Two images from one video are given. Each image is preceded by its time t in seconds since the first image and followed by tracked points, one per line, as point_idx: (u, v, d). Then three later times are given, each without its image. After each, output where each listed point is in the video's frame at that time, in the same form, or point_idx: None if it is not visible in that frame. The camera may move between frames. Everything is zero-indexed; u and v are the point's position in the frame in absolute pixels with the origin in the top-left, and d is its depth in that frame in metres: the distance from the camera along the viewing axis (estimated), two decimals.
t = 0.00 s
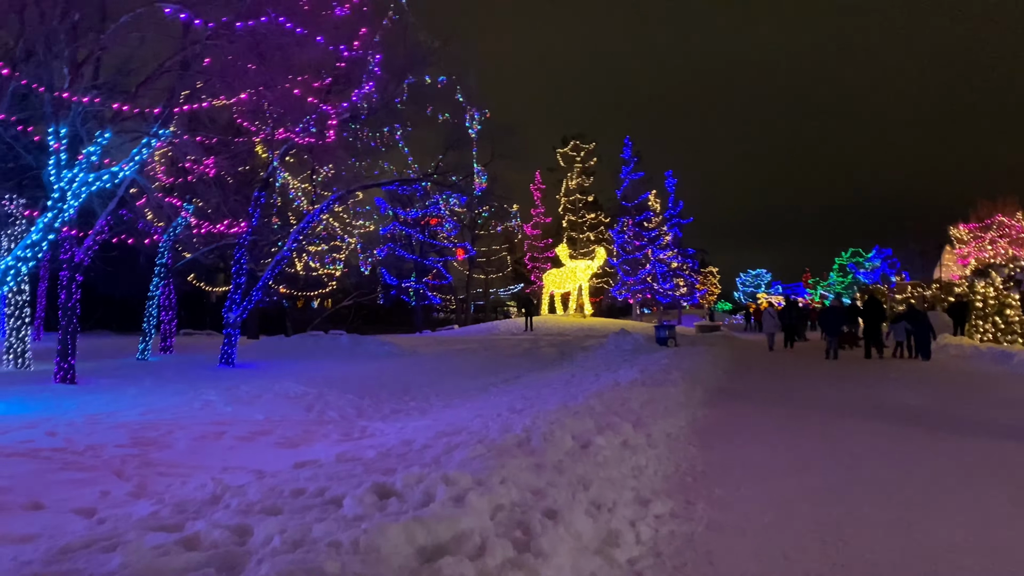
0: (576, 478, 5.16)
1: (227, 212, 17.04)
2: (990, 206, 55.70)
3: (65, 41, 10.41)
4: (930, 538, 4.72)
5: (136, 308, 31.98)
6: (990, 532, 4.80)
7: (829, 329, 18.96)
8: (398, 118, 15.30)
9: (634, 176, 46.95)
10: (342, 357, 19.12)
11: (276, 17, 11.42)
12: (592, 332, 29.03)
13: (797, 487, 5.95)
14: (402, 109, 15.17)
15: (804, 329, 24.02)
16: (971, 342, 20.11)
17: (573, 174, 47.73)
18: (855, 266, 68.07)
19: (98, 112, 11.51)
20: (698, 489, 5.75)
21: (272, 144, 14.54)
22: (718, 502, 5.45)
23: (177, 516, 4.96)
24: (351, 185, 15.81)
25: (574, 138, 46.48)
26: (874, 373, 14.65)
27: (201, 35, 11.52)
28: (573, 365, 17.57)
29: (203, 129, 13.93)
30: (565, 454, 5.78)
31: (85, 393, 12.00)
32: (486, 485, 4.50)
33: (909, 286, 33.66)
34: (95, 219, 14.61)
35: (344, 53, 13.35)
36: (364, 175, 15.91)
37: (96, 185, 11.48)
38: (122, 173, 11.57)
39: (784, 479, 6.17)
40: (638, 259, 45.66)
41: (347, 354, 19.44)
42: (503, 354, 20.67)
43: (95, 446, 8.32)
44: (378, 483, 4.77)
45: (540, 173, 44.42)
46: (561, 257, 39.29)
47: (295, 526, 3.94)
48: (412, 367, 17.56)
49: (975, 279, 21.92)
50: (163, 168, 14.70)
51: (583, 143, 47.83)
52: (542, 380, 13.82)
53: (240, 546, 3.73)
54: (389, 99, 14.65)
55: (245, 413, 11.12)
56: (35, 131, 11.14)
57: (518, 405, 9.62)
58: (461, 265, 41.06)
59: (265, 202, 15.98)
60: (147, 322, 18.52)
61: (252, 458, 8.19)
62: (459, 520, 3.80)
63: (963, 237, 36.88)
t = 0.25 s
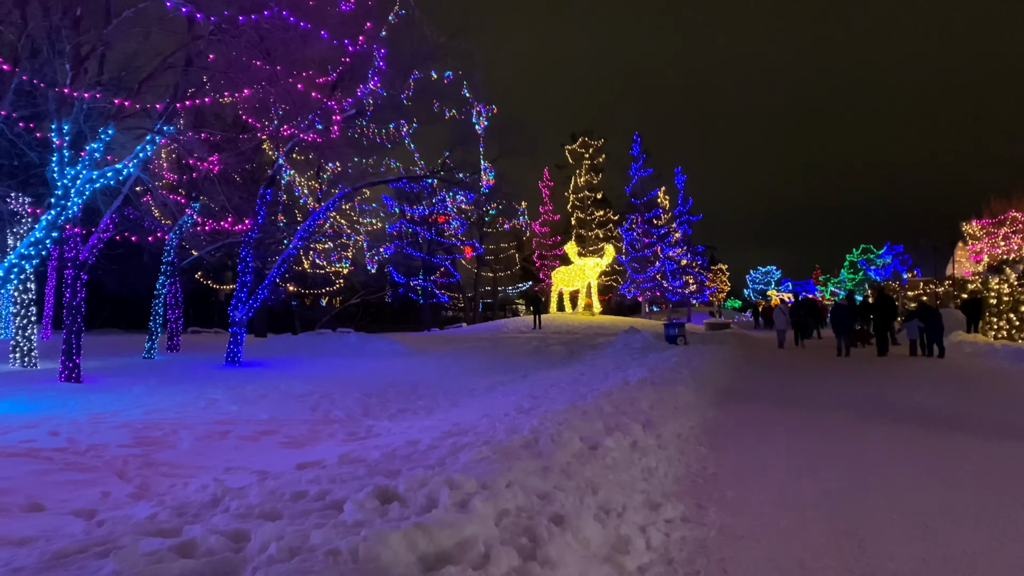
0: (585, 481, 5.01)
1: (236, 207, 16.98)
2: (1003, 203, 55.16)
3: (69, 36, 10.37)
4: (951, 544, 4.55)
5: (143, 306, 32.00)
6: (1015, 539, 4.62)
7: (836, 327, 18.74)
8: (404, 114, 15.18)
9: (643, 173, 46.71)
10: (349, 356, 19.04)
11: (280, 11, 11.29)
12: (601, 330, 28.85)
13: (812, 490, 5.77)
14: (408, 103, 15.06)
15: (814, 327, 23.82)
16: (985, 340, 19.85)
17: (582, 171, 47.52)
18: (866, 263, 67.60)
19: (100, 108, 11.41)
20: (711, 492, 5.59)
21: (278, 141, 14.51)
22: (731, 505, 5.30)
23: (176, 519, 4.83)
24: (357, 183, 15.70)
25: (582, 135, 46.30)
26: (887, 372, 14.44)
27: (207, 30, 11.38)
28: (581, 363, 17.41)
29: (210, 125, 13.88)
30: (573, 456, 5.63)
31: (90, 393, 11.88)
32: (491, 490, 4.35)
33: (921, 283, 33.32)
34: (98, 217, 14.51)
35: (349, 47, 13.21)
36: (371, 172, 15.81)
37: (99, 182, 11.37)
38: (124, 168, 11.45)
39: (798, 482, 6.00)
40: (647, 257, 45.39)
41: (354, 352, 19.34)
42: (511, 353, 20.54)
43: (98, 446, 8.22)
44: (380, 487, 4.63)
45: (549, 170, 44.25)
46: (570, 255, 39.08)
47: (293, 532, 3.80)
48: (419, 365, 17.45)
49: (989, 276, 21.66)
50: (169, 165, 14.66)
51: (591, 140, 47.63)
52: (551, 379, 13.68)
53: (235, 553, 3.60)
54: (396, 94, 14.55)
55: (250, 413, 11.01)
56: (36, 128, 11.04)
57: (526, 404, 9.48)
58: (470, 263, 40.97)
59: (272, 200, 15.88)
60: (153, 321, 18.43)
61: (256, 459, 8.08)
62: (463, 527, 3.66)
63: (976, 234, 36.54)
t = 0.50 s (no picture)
0: (596, 482, 4.89)
1: (249, 206, 17.00)
2: None
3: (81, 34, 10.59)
4: (977, 548, 4.38)
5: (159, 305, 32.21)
6: None
7: (852, 322, 18.46)
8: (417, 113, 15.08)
9: (657, 170, 46.40)
10: (363, 353, 19.02)
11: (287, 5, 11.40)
12: (616, 328, 28.66)
13: (831, 491, 5.61)
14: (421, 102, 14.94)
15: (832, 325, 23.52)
16: (1008, 337, 19.49)
17: (596, 168, 47.28)
18: (884, 260, 66.82)
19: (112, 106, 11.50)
20: (726, 493, 5.44)
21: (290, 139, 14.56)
22: (747, 507, 5.15)
23: (180, 520, 4.77)
24: (370, 181, 15.65)
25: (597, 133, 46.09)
26: (907, 370, 14.17)
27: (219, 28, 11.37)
28: (595, 361, 17.27)
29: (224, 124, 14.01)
30: (585, 456, 5.51)
31: (104, 390, 11.89)
32: (499, 491, 4.24)
33: (941, 280, 32.83)
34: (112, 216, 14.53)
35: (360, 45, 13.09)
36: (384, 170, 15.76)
37: (113, 181, 11.25)
38: (138, 168, 11.30)
39: (817, 483, 5.84)
40: (662, 254, 45.25)
41: (368, 350, 19.31)
42: (524, 350, 20.42)
43: (109, 443, 8.21)
44: (386, 487, 4.53)
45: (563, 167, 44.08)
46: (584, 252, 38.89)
47: (295, 534, 3.71)
48: (432, 363, 17.39)
49: (1012, 272, 21.26)
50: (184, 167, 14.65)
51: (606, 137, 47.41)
52: (565, 377, 13.56)
53: (236, 556, 3.51)
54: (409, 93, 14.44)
55: (263, 411, 10.98)
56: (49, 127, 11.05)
57: (539, 402, 9.36)
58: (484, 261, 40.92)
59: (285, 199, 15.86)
60: (168, 319, 18.49)
61: (266, 457, 8.03)
62: (468, 530, 3.55)
63: (997, 230, 35.96)
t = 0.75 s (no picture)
0: (609, 491, 4.72)
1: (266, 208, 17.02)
2: None
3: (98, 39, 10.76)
4: (1011, 562, 4.16)
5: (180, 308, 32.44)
6: None
7: (874, 326, 18.12)
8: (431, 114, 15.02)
9: (677, 171, 46.02)
10: (380, 356, 18.97)
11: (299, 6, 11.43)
12: (634, 330, 28.42)
13: (856, 501, 5.39)
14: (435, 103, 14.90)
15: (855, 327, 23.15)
16: None
17: (614, 170, 47.00)
18: (908, 262, 65.86)
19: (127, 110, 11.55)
20: (746, 502, 5.25)
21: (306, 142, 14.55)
22: (768, 517, 4.95)
23: (184, 529, 4.66)
24: (385, 183, 15.60)
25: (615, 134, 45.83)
26: (933, 373, 13.83)
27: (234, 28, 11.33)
28: (613, 364, 17.07)
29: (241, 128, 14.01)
30: (599, 464, 5.34)
31: (120, 394, 11.91)
32: (508, 501, 4.09)
33: (967, 281, 32.23)
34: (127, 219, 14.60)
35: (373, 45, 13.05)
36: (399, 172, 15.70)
37: (126, 184, 11.30)
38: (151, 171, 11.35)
39: (840, 492, 5.62)
40: (683, 257, 45.08)
41: (384, 353, 19.25)
42: (542, 353, 20.26)
43: (120, 448, 8.16)
44: (392, 496, 4.39)
45: (581, 169, 43.87)
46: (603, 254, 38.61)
47: (295, 546, 3.59)
48: (448, 366, 17.29)
49: None
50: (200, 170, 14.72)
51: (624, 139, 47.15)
52: (581, 381, 13.38)
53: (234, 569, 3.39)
54: (423, 95, 14.48)
55: (277, 415, 10.92)
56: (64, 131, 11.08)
57: (554, 407, 9.20)
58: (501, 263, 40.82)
59: (301, 202, 15.84)
60: (186, 322, 18.55)
61: (278, 462, 7.94)
62: (473, 544, 3.40)
63: None
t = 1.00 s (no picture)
0: (616, 501, 4.57)
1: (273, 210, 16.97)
2: None
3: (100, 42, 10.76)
4: None
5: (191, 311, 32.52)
6: None
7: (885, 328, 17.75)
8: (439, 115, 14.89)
9: (688, 172, 45.73)
10: (388, 359, 18.85)
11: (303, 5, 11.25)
12: (646, 333, 28.19)
13: (872, 510, 5.20)
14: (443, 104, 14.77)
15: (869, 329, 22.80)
16: None
17: (625, 171, 46.78)
18: (922, 263, 65.18)
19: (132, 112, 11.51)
20: (758, 511, 5.07)
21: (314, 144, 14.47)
22: (780, 527, 4.78)
23: (179, 538, 4.54)
24: (393, 185, 15.47)
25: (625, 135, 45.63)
26: (950, 376, 13.56)
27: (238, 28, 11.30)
28: (623, 367, 16.87)
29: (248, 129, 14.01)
30: (606, 472, 5.18)
31: (126, 398, 11.86)
32: (510, 512, 3.94)
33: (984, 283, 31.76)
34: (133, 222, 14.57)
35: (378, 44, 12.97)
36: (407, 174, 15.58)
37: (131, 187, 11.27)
38: (156, 174, 11.32)
39: (856, 500, 5.43)
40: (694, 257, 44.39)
41: (393, 356, 19.14)
42: (551, 356, 20.09)
43: (123, 454, 8.08)
44: (391, 506, 4.25)
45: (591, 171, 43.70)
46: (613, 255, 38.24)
47: (287, 559, 3.45)
48: (457, 369, 17.15)
49: None
50: (207, 172, 14.64)
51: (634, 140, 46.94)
52: (591, 384, 13.21)
53: None
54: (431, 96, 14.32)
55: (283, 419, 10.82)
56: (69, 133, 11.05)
57: (562, 412, 9.03)
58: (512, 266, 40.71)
59: (308, 204, 15.74)
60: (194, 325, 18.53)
61: (281, 468, 7.83)
62: (471, 558, 3.25)
63: None
